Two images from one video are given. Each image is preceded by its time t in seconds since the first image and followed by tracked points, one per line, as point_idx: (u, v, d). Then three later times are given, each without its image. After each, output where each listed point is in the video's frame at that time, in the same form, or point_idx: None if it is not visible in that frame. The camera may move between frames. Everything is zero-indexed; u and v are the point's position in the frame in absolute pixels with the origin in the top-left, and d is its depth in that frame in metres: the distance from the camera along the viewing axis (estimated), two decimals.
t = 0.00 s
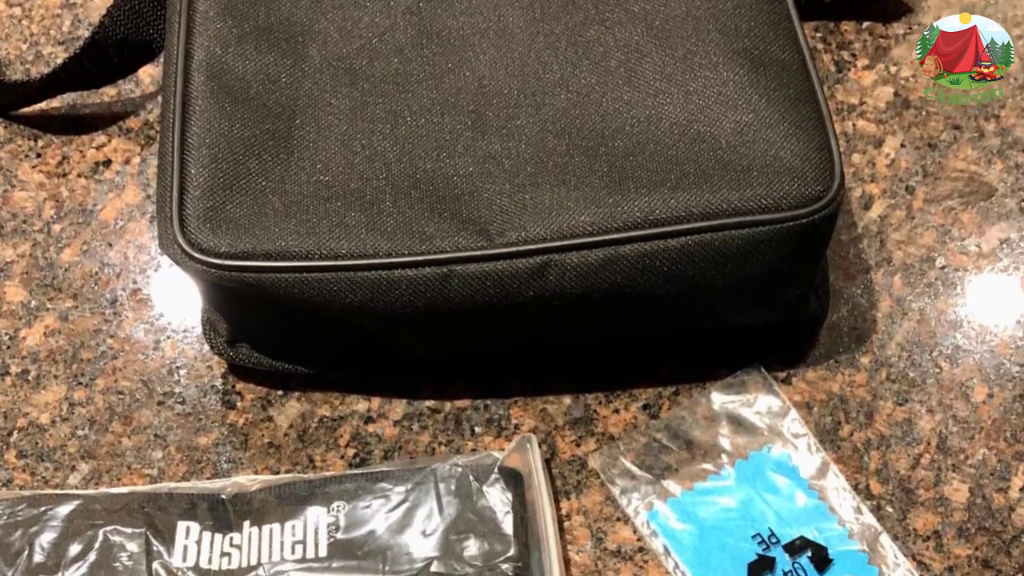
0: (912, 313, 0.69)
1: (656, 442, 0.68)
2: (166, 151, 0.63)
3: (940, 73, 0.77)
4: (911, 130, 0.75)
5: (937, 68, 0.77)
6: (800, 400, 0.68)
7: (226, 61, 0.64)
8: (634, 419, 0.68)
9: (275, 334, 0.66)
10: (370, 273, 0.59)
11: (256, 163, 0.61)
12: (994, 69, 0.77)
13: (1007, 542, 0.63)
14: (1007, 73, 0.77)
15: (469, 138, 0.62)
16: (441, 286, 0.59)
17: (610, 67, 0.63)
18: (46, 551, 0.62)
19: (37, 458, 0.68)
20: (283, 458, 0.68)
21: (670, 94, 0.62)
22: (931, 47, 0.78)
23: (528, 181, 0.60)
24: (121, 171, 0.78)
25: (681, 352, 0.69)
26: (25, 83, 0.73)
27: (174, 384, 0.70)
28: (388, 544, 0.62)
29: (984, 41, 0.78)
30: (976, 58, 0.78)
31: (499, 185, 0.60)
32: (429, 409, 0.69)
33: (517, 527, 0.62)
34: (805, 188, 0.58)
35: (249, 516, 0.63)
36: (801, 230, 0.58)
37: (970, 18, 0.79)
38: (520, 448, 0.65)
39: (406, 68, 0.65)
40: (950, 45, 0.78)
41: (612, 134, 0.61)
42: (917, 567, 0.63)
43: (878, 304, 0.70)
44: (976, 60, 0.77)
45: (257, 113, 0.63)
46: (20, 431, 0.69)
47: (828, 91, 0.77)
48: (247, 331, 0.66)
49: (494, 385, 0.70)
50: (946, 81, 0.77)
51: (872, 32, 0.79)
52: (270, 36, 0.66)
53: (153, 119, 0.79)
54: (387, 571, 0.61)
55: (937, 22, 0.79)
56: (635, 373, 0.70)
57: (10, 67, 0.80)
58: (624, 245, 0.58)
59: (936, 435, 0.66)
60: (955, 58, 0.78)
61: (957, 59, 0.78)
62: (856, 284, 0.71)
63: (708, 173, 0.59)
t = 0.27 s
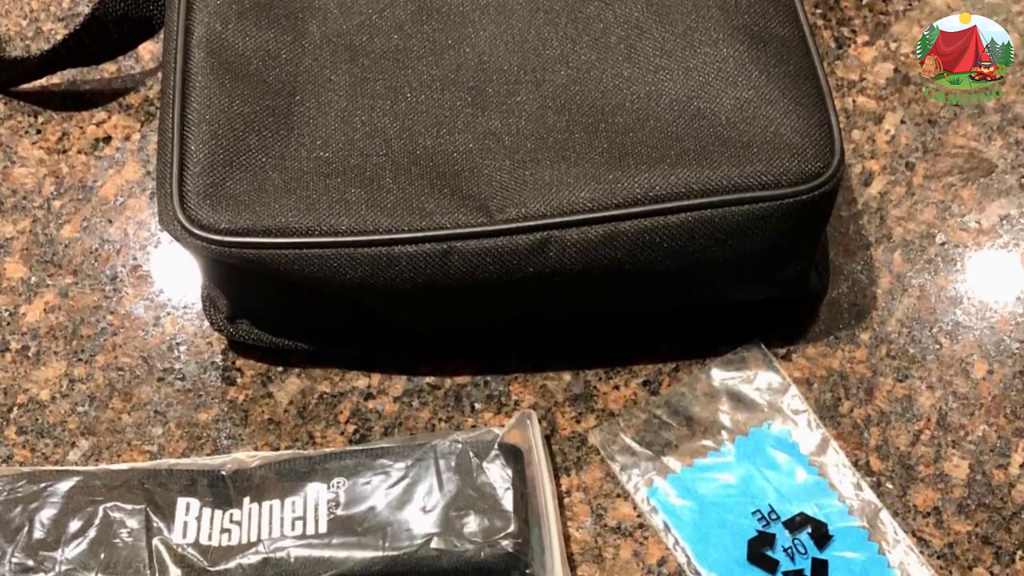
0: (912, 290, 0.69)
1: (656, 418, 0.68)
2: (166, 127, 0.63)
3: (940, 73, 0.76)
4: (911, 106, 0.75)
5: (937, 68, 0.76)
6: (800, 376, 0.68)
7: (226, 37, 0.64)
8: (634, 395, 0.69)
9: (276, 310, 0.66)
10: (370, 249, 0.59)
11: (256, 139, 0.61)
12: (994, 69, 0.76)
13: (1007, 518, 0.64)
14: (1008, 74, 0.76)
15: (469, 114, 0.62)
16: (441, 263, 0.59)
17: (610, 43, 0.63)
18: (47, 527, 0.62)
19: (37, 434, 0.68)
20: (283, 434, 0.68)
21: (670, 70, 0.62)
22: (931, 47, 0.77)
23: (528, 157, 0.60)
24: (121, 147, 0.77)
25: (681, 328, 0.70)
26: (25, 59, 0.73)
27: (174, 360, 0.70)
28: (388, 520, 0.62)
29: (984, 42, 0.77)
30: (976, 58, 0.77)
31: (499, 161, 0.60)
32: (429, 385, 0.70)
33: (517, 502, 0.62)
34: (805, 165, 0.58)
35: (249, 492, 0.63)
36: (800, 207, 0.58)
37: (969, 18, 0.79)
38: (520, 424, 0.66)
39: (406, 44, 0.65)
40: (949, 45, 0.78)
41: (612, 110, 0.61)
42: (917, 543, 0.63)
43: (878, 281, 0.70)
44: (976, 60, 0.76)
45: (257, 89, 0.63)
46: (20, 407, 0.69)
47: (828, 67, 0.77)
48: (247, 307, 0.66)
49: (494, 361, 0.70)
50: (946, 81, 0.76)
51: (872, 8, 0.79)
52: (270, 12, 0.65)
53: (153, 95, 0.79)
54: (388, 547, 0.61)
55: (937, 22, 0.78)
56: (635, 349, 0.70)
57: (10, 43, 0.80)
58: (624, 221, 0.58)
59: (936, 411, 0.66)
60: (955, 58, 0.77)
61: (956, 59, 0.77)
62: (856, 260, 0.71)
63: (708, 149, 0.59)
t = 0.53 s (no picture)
0: (912, 265, 0.70)
1: (656, 393, 0.68)
2: (166, 102, 0.63)
3: (940, 73, 0.75)
4: (911, 81, 0.75)
5: (937, 68, 0.75)
6: (800, 351, 0.68)
7: (226, 12, 0.64)
8: (634, 370, 0.69)
9: (276, 286, 0.66)
10: (370, 224, 0.59)
11: (255, 114, 0.61)
12: (994, 69, 0.75)
13: (1007, 494, 0.64)
14: (1008, 74, 0.75)
15: (469, 89, 0.62)
16: (441, 238, 0.59)
17: (610, 18, 0.63)
18: (46, 502, 0.62)
19: (37, 409, 0.68)
20: (283, 409, 0.68)
21: (670, 45, 0.61)
22: (931, 47, 0.76)
23: (528, 132, 0.60)
24: (121, 123, 0.77)
25: (680, 303, 0.70)
26: (25, 34, 0.73)
27: (174, 336, 0.71)
28: (388, 495, 0.62)
29: (984, 42, 0.76)
30: (976, 58, 0.76)
31: (499, 136, 0.60)
32: (429, 360, 0.70)
33: (517, 477, 0.63)
34: (805, 140, 0.58)
35: (249, 468, 0.64)
36: (800, 182, 0.58)
37: (969, 18, 0.77)
38: (520, 399, 0.66)
39: (406, 19, 0.64)
40: (949, 45, 0.77)
41: (612, 86, 0.61)
42: (917, 519, 0.63)
43: (878, 256, 0.70)
44: (975, 60, 0.75)
45: (256, 65, 0.63)
46: (20, 382, 0.69)
47: (828, 43, 0.77)
48: (247, 282, 0.66)
49: (494, 336, 0.70)
50: (945, 82, 0.75)
51: None
52: None
53: (153, 71, 0.79)
54: (387, 522, 0.61)
55: (937, 22, 0.77)
56: (635, 324, 0.70)
57: (10, 19, 0.80)
58: (624, 196, 0.58)
59: (936, 386, 0.66)
60: (955, 58, 0.76)
61: (957, 59, 0.76)
62: (856, 235, 0.71)
63: (709, 125, 0.59)
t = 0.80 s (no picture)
0: (911, 239, 0.70)
1: (656, 367, 0.69)
2: (166, 76, 0.63)
3: (940, 73, 0.74)
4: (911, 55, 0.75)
5: (937, 68, 0.74)
6: (800, 325, 0.69)
7: None
8: (634, 344, 0.69)
9: (276, 260, 0.66)
10: (370, 198, 0.59)
11: (255, 88, 0.61)
12: (994, 69, 0.74)
13: (1007, 468, 0.64)
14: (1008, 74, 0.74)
15: (469, 63, 0.62)
16: (441, 212, 0.59)
17: None
18: (46, 477, 0.63)
19: (37, 384, 0.69)
20: (283, 383, 0.69)
21: (670, 20, 0.61)
22: (931, 47, 0.75)
23: (528, 106, 0.60)
24: (121, 97, 0.77)
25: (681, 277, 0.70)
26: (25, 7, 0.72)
27: (174, 310, 0.71)
28: (388, 470, 0.62)
29: (985, 41, 0.75)
30: (976, 57, 0.74)
31: (499, 110, 0.60)
32: (429, 334, 0.70)
33: (518, 451, 0.63)
34: (805, 114, 0.58)
35: (249, 442, 0.64)
36: (800, 156, 0.58)
37: (969, 18, 0.76)
38: (520, 373, 0.67)
39: None
40: (950, 45, 0.75)
41: (612, 60, 0.61)
42: (917, 493, 0.63)
43: (878, 231, 0.70)
44: (975, 60, 0.74)
45: (256, 39, 0.62)
46: (20, 356, 0.69)
47: (828, 17, 0.77)
48: (247, 257, 0.67)
49: (495, 311, 0.71)
50: (945, 82, 0.74)
51: None
52: None
53: (153, 45, 0.78)
54: (387, 496, 0.61)
55: (936, 22, 0.76)
56: (635, 298, 0.70)
57: None
58: (624, 170, 0.58)
59: (936, 361, 0.67)
60: (955, 58, 0.75)
61: (957, 59, 0.74)
62: (856, 210, 0.71)
63: (709, 99, 0.59)
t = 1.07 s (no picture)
0: (911, 213, 0.70)
1: (657, 341, 0.69)
2: (166, 49, 0.63)
3: (941, 73, 0.73)
4: (911, 29, 0.75)
5: (937, 68, 0.73)
6: (800, 299, 0.69)
7: None
8: (634, 318, 0.69)
9: (276, 234, 0.66)
10: (370, 171, 0.59)
11: (256, 62, 0.61)
12: (994, 69, 0.73)
13: (1007, 442, 0.64)
14: (1008, 74, 0.73)
15: (469, 37, 0.62)
16: (441, 185, 0.59)
17: None
18: (46, 450, 0.63)
19: (37, 357, 0.69)
20: (283, 357, 0.69)
21: None
22: (931, 47, 0.74)
23: (528, 80, 0.60)
24: (121, 71, 0.77)
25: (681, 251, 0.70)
26: None
27: (175, 283, 0.71)
28: (388, 443, 0.63)
29: (984, 42, 0.74)
30: (976, 58, 0.74)
31: (499, 84, 0.60)
32: (429, 308, 0.70)
33: (517, 425, 0.63)
34: (805, 87, 0.58)
35: (249, 415, 0.64)
36: (800, 129, 0.58)
37: (969, 18, 0.75)
38: (520, 347, 0.67)
39: None
40: (950, 45, 0.75)
41: (612, 33, 0.61)
42: (917, 467, 0.63)
43: (878, 204, 0.70)
44: (975, 60, 0.74)
45: (257, 13, 0.62)
46: (20, 329, 0.69)
47: None
48: (247, 230, 0.67)
49: (495, 284, 0.71)
50: (945, 82, 0.73)
51: None
52: None
53: (154, 19, 0.78)
54: (387, 470, 0.62)
55: (936, 22, 0.75)
56: (635, 272, 0.71)
57: None
58: (624, 143, 0.58)
59: (936, 334, 0.67)
60: (955, 59, 0.74)
61: (957, 59, 0.74)
62: (856, 183, 0.71)
63: (709, 72, 0.59)
